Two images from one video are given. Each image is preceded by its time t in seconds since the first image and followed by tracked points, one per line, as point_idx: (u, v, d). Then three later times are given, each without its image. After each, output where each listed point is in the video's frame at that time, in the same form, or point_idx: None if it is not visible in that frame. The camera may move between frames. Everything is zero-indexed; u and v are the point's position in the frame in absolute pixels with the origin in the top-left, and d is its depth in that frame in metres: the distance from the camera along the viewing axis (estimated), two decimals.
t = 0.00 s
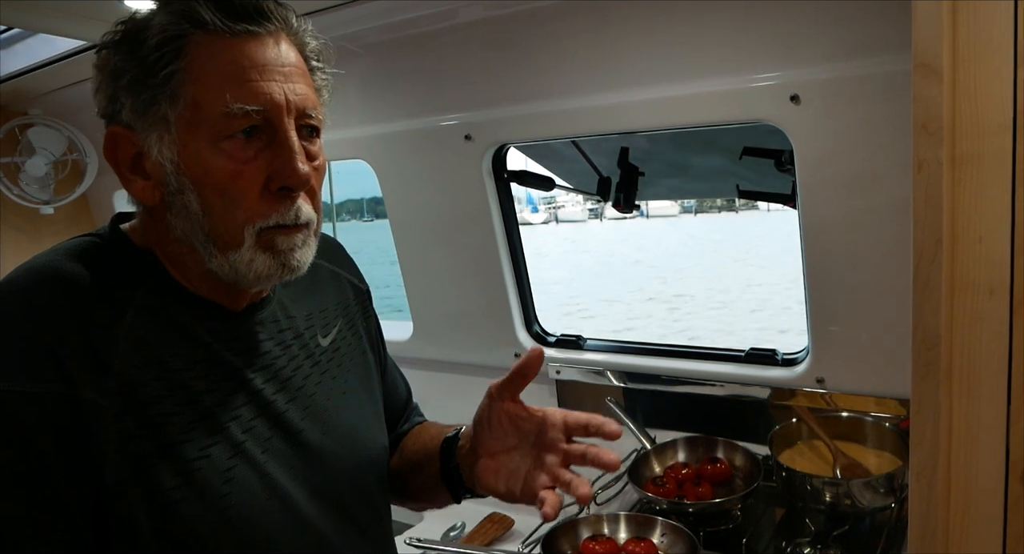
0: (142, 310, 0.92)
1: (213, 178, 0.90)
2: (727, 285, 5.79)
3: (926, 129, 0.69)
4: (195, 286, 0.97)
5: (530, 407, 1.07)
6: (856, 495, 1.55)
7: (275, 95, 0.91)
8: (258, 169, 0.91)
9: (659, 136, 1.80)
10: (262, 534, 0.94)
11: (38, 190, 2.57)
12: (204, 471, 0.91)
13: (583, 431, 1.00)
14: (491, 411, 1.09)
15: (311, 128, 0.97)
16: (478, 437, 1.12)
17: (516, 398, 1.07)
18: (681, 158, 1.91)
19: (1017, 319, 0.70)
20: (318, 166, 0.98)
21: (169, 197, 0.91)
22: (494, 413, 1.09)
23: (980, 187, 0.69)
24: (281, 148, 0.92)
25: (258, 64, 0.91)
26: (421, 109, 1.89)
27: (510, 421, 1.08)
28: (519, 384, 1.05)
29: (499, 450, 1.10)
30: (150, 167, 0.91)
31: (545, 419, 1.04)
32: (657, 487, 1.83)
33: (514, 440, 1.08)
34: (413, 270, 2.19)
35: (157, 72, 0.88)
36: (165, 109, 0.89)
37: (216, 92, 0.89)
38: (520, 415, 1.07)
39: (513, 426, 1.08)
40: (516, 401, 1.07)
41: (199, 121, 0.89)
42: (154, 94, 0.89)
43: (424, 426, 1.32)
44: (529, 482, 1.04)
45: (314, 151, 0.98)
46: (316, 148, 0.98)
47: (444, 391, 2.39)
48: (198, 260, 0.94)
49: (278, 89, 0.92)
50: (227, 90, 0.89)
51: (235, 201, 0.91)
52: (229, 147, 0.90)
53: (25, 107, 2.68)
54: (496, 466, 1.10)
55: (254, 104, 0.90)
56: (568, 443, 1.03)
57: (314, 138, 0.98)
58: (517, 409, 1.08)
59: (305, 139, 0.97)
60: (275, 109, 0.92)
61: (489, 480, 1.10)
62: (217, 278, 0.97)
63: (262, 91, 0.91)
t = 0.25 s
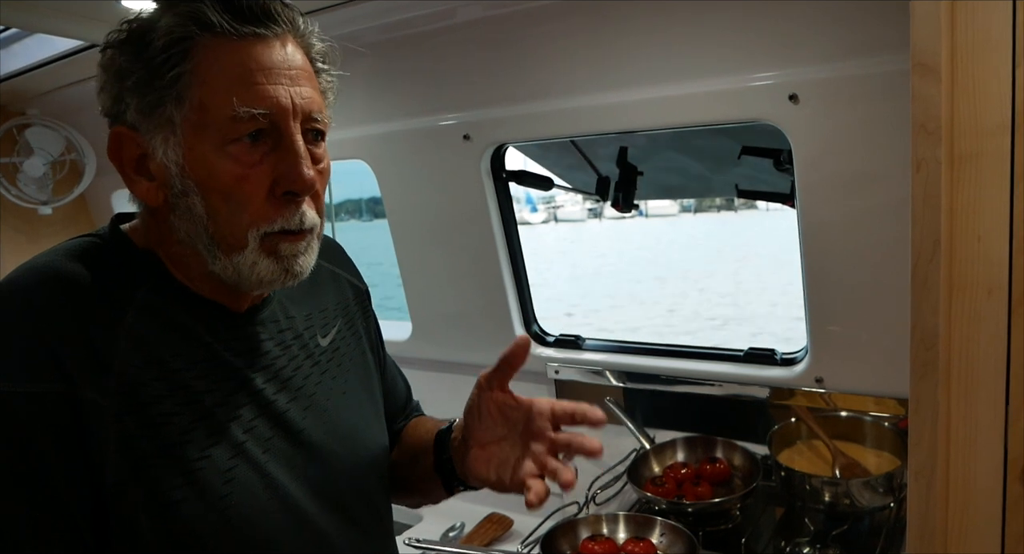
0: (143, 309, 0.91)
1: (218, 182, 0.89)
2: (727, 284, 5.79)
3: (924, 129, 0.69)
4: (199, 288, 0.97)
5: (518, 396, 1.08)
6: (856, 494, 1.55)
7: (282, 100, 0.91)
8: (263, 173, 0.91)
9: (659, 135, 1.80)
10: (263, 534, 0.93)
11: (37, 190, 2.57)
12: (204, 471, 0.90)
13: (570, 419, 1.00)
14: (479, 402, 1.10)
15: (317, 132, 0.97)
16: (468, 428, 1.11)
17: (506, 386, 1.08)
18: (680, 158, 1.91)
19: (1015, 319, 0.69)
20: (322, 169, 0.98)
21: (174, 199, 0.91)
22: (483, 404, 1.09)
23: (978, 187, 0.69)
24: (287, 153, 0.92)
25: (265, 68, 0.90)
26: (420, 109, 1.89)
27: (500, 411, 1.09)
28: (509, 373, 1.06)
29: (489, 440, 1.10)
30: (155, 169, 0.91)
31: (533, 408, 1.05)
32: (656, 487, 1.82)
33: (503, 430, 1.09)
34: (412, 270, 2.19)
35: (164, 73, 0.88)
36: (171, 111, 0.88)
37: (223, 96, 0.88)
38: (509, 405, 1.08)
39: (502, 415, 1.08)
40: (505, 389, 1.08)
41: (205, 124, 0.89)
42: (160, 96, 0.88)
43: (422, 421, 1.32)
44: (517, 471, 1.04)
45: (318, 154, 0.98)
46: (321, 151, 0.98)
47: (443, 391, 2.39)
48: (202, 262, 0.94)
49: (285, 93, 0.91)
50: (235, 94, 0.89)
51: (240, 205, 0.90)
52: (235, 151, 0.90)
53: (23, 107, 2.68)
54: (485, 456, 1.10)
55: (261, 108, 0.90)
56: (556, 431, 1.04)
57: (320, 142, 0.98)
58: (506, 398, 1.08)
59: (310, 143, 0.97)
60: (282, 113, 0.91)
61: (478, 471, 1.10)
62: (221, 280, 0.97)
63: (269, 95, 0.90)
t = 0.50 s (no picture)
0: (147, 309, 0.91)
1: (219, 174, 0.89)
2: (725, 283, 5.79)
3: (921, 127, 0.69)
4: (200, 284, 0.97)
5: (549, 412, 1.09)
6: (854, 492, 1.54)
7: (279, 91, 0.91)
8: (263, 164, 0.91)
9: (657, 135, 1.80)
10: (267, 534, 0.93)
11: (35, 191, 2.57)
12: (209, 471, 0.90)
13: (605, 438, 1.02)
14: (506, 412, 1.10)
15: (314, 123, 0.97)
16: (491, 439, 1.12)
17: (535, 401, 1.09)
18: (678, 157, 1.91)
19: (1013, 318, 0.69)
20: (321, 160, 0.98)
21: (174, 194, 0.90)
22: (510, 414, 1.10)
23: (975, 184, 0.69)
24: (286, 143, 0.92)
25: (261, 60, 0.91)
26: (419, 109, 1.89)
27: (526, 422, 1.10)
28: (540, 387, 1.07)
29: (513, 452, 1.10)
30: (155, 165, 0.91)
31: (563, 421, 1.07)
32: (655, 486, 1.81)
33: (528, 440, 1.10)
34: (410, 270, 2.19)
35: (162, 68, 0.88)
36: (170, 106, 0.88)
37: (220, 88, 0.88)
38: (536, 417, 1.09)
39: (529, 427, 1.09)
40: (533, 403, 1.09)
41: (204, 117, 0.88)
42: (158, 91, 0.88)
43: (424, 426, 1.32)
44: (542, 483, 1.04)
45: (317, 145, 0.98)
46: (319, 142, 0.99)
47: (442, 391, 2.39)
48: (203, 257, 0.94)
49: (282, 84, 0.92)
50: (232, 86, 0.89)
51: (241, 197, 0.90)
52: (234, 143, 0.90)
53: (21, 108, 2.68)
54: (508, 465, 1.10)
55: (259, 99, 0.90)
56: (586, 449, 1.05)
57: (317, 133, 0.99)
58: (534, 411, 1.10)
59: (308, 134, 0.97)
60: (280, 104, 0.91)
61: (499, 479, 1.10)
62: (222, 276, 0.97)
63: (266, 86, 0.91)
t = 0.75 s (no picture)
0: (151, 307, 0.91)
1: (223, 174, 0.89)
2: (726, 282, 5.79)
3: (921, 126, 0.69)
4: (205, 284, 0.97)
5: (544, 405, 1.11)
6: (855, 492, 1.55)
7: (281, 91, 0.91)
8: (267, 164, 0.91)
9: (657, 134, 1.80)
10: (272, 531, 0.93)
11: (35, 191, 2.57)
12: (215, 468, 0.90)
13: (600, 427, 1.05)
14: (504, 408, 1.12)
15: (317, 123, 0.97)
16: (489, 433, 1.13)
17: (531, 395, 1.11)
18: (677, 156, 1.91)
19: (1014, 315, 0.69)
20: (323, 159, 0.98)
21: (178, 194, 0.90)
22: (507, 409, 1.12)
23: (975, 184, 0.69)
24: (289, 142, 0.92)
25: (264, 61, 0.91)
26: (418, 109, 1.89)
27: (524, 416, 1.11)
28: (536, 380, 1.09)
29: (511, 446, 1.12)
30: (159, 165, 0.91)
31: (559, 414, 1.09)
32: (655, 485, 1.81)
33: (526, 434, 1.11)
34: (410, 270, 2.19)
35: (165, 70, 0.88)
36: (174, 107, 0.88)
37: (224, 89, 0.88)
38: (534, 411, 1.11)
39: (526, 420, 1.11)
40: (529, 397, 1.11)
41: (207, 118, 0.89)
42: (162, 93, 0.88)
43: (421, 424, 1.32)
44: (541, 475, 1.06)
45: (319, 145, 0.98)
46: (321, 142, 0.99)
47: (442, 391, 2.39)
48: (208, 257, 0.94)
49: (285, 85, 0.92)
50: (236, 86, 0.89)
51: (245, 196, 0.90)
52: (238, 144, 0.90)
53: (21, 108, 2.68)
54: (506, 460, 1.11)
55: (262, 100, 0.90)
56: (582, 439, 1.07)
57: (320, 133, 0.98)
58: (530, 406, 1.12)
59: (311, 135, 0.97)
60: (283, 104, 0.91)
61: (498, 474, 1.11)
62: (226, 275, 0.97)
63: (269, 87, 0.90)
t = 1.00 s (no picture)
0: (155, 306, 0.91)
1: (229, 173, 0.90)
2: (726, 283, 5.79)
3: (922, 127, 0.69)
4: (209, 283, 0.98)
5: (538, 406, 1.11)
6: (855, 492, 1.55)
7: (288, 90, 0.92)
8: (273, 163, 0.91)
9: (657, 134, 1.80)
10: (274, 530, 0.93)
11: (35, 191, 2.58)
12: (218, 467, 0.90)
13: (592, 429, 1.05)
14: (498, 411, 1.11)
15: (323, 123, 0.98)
16: (485, 437, 1.12)
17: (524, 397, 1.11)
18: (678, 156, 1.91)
19: (1015, 315, 0.69)
20: (329, 159, 0.99)
21: (184, 193, 0.90)
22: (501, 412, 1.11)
23: (976, 184, 0.69)
24: (295, 142, 0.92)
25: (271, 60, 0.91)
26: (419, 109, 1.89)
27: (518, 419, 1.11)
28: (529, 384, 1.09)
29: (507, 449, 1.12)
30: (165, 164, 0.91)
31: (553, 416, 1.09)
32: (656, 485, 1.83)
33: (521, 436, 1.11)
34: (411, 270, 2.19)
35: (173, 68, 0.88)
36: (181, 106, 0.88)
37: (231, 88, 0.89)
38: (528, 413, 1.11)
39: (521, 423, 1.11)
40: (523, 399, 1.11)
41: (214, 116, 0.89)
42: (169, 91, 0.88)
43: (421, 426, 1.32)
44: (536, 478, 1.06)
45: (325, 144, 0.98)
46: (327, 142, 0.99)
47: (443, 391, 2.39)
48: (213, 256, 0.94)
49: (291, 84, 0.92)
50: (243, 86, 0.89)
51: (251, 196, 0.91)
52: (244, 142, 0.90)
53: (22, 108, 2.68)
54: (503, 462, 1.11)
55: (269, 99, 0.90)
56: (575, 440, 1.07)
57: (325, 133, 0.99)
58: (524, 408, 1.11)
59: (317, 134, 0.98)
60: (289, 104, 0.92)
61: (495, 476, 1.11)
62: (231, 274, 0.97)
63: (276, 86, 0.91)
